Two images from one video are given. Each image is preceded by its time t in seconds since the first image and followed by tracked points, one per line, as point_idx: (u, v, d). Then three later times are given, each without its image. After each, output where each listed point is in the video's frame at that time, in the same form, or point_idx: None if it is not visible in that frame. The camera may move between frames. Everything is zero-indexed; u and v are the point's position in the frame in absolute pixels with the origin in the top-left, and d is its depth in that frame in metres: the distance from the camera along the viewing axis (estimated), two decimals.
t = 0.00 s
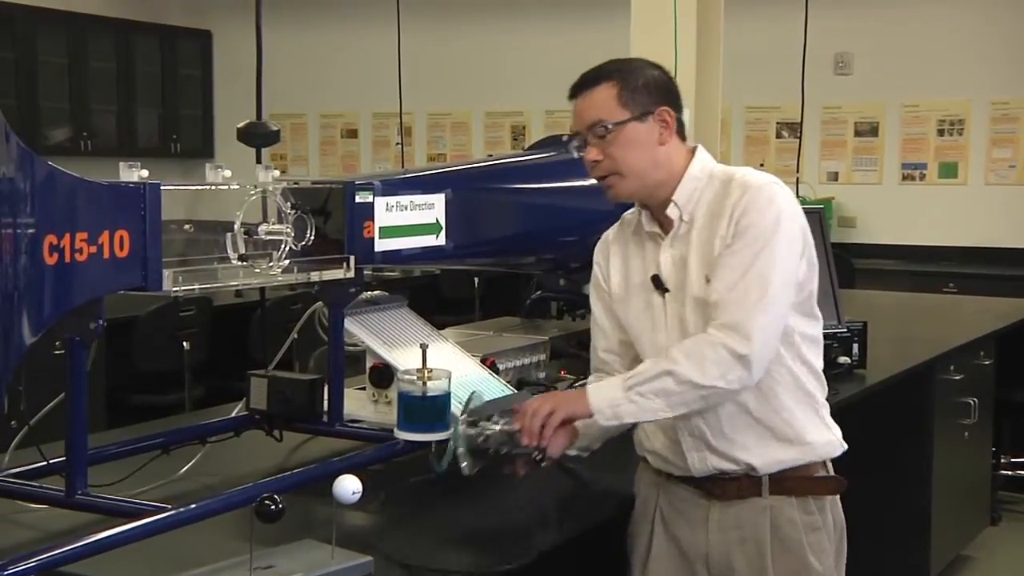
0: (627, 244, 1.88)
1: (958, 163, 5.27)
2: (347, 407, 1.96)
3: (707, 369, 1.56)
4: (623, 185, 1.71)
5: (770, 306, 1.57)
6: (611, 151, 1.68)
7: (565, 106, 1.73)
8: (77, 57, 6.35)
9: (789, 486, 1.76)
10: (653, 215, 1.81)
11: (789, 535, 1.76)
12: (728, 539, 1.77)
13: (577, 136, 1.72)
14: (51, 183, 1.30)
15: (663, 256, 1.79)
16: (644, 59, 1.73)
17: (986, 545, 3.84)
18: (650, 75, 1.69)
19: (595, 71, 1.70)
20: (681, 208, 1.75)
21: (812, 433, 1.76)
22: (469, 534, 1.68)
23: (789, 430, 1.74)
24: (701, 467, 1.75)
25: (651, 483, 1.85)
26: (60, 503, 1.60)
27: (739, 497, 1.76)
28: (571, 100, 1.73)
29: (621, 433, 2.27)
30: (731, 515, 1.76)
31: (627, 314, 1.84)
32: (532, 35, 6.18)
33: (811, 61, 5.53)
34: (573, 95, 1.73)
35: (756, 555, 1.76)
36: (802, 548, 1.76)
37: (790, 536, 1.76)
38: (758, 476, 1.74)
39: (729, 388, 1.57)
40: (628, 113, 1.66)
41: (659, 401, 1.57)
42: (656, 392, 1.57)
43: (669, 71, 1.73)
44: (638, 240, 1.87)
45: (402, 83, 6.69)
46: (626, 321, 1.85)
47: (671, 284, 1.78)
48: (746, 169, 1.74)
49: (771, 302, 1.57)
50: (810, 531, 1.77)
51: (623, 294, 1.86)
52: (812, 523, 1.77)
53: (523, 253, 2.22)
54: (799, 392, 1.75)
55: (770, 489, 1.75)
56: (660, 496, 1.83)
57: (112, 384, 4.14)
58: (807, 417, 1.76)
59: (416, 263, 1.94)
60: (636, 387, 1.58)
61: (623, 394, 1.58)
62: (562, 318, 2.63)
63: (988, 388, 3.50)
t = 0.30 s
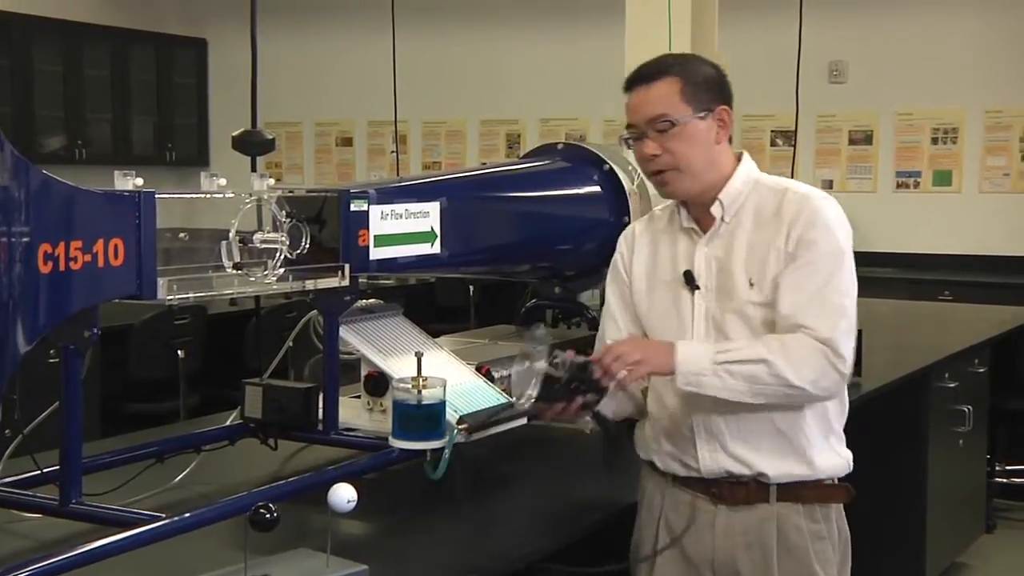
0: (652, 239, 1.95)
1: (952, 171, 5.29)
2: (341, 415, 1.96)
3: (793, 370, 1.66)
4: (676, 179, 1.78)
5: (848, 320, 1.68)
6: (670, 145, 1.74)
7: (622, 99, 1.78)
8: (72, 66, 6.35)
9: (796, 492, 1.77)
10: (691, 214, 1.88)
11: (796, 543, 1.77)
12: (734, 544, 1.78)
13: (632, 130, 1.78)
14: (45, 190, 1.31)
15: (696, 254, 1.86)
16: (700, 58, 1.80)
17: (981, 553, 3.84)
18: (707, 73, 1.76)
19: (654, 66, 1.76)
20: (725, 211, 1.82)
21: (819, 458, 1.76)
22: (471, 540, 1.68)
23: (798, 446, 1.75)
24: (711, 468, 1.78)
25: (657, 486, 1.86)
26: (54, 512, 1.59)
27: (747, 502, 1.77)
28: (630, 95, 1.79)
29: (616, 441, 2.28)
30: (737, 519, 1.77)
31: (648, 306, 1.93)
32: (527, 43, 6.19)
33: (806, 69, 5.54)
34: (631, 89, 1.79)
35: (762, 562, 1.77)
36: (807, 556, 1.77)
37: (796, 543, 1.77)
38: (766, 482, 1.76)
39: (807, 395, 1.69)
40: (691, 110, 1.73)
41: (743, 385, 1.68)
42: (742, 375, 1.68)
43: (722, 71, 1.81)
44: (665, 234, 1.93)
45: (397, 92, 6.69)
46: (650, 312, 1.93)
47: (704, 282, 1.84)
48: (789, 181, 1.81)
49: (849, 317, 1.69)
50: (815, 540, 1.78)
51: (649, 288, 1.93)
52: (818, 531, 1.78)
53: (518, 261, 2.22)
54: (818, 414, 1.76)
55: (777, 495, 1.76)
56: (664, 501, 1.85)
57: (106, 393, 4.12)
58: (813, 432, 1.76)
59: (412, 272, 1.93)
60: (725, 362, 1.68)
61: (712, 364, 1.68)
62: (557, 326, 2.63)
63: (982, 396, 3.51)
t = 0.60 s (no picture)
0: (657, 241, 1.92)
1: (939, 185, 5.31)
2: (330, 429, 1.95)
3: (850, 403, 1.64)
4: (719, 183, 1.77)
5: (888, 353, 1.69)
6: (720, 148, 1.73)
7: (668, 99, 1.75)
8: (62, 81, 6.35)
9: (794, 504, 1.76)
10: (711, 222, 1.86)
11: (793, 554, 1.77)
12: (732, 556, 1.78)
13: (677, 128, 1.75)
14: (33, 205, 1.31)
15: (711, 263, 1.84)
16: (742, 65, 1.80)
17: (969, 566, 3.85)
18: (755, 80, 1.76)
19: (701, 68, 1.75)
20: (751, 224, 1.81)
21: (815, 472, 1.76)
22: (465, 557, 1.67)
23: (799, 463, 1.75)
24: (713, 478, 1.77)
25: (650, 501, 1.85)
26: (41, 528, 1.58)
27: (745, 515, 1.77)
28: (676, 93, 1.76)
29: (604, 455, 2.28)
30: (734, 532, 1.78)
31: (652, 308, 1.89)
32: (518, 57, 6.21)
33: (795, 84, 5.56)
34: (677, 88, 1.76)
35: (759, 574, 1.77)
36: (803, 569, 1.77)
37: (794, 555, 1.77)
38: (766, 495, 1.76)
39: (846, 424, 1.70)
40: (742, 115, 1.73)
41: (810, 413, 1.66)
42: (816, 404, 1.65)
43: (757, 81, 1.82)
44: (671, 237, 1.90)
45: (386, 105, 6.70)
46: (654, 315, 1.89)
47: (719, 290, 1.82)
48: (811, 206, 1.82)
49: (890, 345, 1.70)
50: (811, 551, 1.78)
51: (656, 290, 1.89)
52: (813, 542, 1.78)
53: (507, 275, 2.22)
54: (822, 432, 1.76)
55: (775, 508, 1.76)
56: (658, 515, 1.84)
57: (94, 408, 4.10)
58: (809, 451, 1.75)
59: (401, 286, 1.93)
60: (805, 389, 1.65)
61: (790, 392, 1.64)
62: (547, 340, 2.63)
63: (971, 410, 3.52)
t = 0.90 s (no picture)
0: (649, 240, 1.89)
1: (928, 192, 5.31)
2: (316, 438, 1.92)
3: (843, 421, 1.66)
4: (735, 186, 1.78)
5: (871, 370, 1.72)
6: (741, 151, 1.75)
7: (687, 99, 1.76)
8: (44, 85, 6.30)
9: (785, 512, 1.75)
10: (705, 226, 1.85)
11: (785, 564, 1.76)
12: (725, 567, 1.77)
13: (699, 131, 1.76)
14: (12, 212, 1.31)
15: (706, 268, 1.83)
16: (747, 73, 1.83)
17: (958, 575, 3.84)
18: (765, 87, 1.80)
19: (717, 71, 1.77)
20: (748, 229, 1.81)
21: (807, 480, 1.75)
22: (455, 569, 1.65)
23: (793, 472, 1.74)
24: (708, 483, 1.75)
25: (639, 512, 1.81)
26: (21, 539, 1.56)
27: (739, 525, 1.76)
28: (693, 94, 1.77)
29: (591, 464, 2.26)
30: (727, 542, 1.76)
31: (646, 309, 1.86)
32: (505, 63, 6.20)
33: (782, 90, 5.57)
34: (695, 89, 1.77)
35: None
36: None
37: (787, 564, 1.76)
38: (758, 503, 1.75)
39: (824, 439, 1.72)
40: (760, 119, 1.76)
41: (807, 425, 1.66)
42: (815, 414, 1.65)
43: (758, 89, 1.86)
44: (665, 239, 1.88)
45: (371, 111, 6.67)
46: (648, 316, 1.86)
47: (714, 294, 1.82)
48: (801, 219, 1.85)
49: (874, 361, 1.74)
50: (803, 560, 1.77)
51: (648, 288, 1.87)
52: (803, 551, 1.77)
53: (494, 282, 2.20)
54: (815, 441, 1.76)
55: (768, 516, 1.75)
56: (648, 529, 1.80)
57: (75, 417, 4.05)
58: (802, 459, 1.75)
59: (387, 293, 1.91)
60: (811, 402, 1.64)
61: (796, 400, 1.63)
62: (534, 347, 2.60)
63: (959, 418, 3.51)
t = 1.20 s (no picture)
0: (640, 239, 1.86)
1: (928, 193, 5.28)
2: (302, 446, 1.88)
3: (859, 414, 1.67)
4: (736, 181, 1.75)
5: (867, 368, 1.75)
6: (745, 144, 1.73)
7: (689, 92, 1.75)
8: (24, 84, 6.24)
9: (788, 520, 1.74)
10: (700, 226, 1.84)
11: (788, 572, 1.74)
12: None
13: (701, 124, 1.74)
14: None
15: (703, 268, 1.82)
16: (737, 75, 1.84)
17: None
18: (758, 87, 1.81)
19: (715, 67, 1.77)
20: (745, 228, 1.81)
21: (807, 487, 1.75)
22: None
23: (796, 477, 1.74)
24: (711, 490, 1.72)
25: (637, 525, 1.77)
26: None
27: (742, 535, 1.73)
28: (695, 88, 1.76)
29: (584, 472, 2.22)
30: (731, 553, 1.73)
31: (642, 307, 1.83)
32: (495, 62, 6.17)
33: (778, 91, 5.56)
34: (695, 84, 1.76)
35: None
36: None
37: (788, 574, 1.74)
38: (761, 512, 1.73)
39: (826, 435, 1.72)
40: (760, 115, 1.76)
41: (830, 416, 1.65)
42: (841, 399, 1.65)
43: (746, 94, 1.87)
44: (657, 238, 1.85)
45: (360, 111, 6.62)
46: (643, 315, 1.83)
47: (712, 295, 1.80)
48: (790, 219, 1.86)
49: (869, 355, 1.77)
50: (803, 568, 1.76)
51: (643, 289, 1.83)
52: (804, 559, 1.76)
53: (486, 286, 2.16)
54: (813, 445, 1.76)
55: (771, 525, 1.74)
56: (647, 542, 1.76)
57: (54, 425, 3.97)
58: (803, 465, 1.75)
59: (375, 298, 1.87)
60: (841, 388, 1.64)
61: (826, 386, 1.63)
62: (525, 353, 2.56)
63: (960, 425, 3.47)
